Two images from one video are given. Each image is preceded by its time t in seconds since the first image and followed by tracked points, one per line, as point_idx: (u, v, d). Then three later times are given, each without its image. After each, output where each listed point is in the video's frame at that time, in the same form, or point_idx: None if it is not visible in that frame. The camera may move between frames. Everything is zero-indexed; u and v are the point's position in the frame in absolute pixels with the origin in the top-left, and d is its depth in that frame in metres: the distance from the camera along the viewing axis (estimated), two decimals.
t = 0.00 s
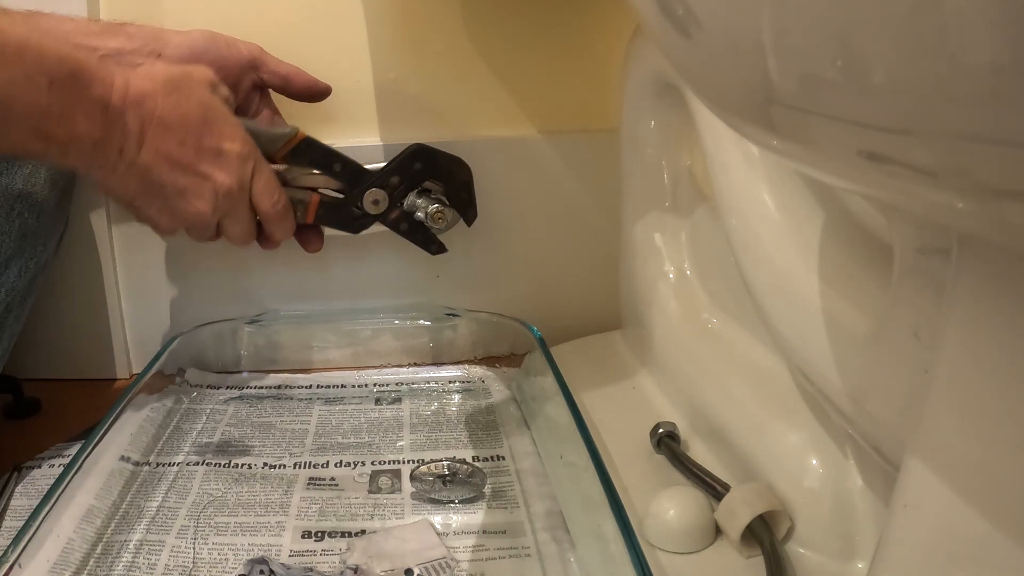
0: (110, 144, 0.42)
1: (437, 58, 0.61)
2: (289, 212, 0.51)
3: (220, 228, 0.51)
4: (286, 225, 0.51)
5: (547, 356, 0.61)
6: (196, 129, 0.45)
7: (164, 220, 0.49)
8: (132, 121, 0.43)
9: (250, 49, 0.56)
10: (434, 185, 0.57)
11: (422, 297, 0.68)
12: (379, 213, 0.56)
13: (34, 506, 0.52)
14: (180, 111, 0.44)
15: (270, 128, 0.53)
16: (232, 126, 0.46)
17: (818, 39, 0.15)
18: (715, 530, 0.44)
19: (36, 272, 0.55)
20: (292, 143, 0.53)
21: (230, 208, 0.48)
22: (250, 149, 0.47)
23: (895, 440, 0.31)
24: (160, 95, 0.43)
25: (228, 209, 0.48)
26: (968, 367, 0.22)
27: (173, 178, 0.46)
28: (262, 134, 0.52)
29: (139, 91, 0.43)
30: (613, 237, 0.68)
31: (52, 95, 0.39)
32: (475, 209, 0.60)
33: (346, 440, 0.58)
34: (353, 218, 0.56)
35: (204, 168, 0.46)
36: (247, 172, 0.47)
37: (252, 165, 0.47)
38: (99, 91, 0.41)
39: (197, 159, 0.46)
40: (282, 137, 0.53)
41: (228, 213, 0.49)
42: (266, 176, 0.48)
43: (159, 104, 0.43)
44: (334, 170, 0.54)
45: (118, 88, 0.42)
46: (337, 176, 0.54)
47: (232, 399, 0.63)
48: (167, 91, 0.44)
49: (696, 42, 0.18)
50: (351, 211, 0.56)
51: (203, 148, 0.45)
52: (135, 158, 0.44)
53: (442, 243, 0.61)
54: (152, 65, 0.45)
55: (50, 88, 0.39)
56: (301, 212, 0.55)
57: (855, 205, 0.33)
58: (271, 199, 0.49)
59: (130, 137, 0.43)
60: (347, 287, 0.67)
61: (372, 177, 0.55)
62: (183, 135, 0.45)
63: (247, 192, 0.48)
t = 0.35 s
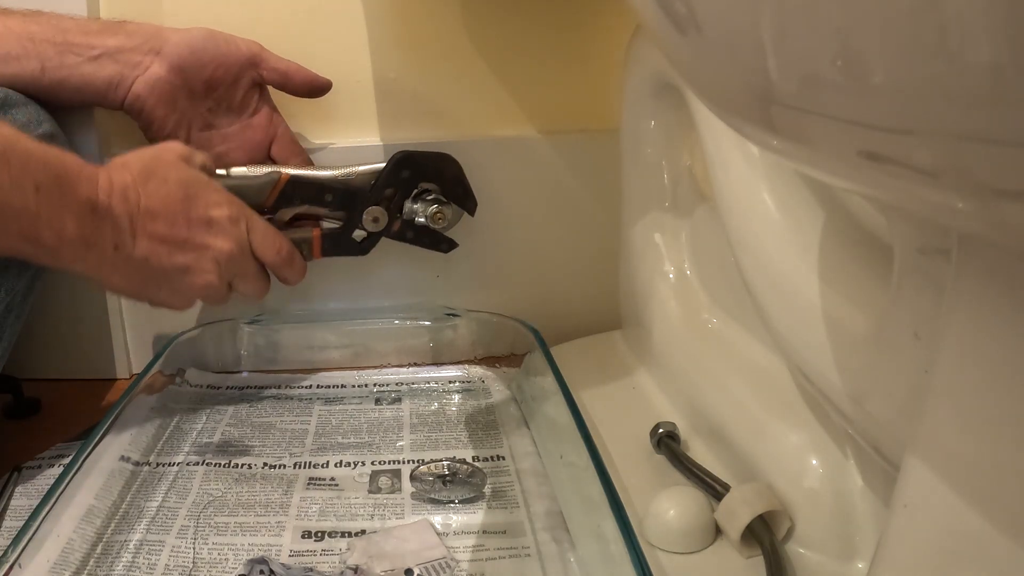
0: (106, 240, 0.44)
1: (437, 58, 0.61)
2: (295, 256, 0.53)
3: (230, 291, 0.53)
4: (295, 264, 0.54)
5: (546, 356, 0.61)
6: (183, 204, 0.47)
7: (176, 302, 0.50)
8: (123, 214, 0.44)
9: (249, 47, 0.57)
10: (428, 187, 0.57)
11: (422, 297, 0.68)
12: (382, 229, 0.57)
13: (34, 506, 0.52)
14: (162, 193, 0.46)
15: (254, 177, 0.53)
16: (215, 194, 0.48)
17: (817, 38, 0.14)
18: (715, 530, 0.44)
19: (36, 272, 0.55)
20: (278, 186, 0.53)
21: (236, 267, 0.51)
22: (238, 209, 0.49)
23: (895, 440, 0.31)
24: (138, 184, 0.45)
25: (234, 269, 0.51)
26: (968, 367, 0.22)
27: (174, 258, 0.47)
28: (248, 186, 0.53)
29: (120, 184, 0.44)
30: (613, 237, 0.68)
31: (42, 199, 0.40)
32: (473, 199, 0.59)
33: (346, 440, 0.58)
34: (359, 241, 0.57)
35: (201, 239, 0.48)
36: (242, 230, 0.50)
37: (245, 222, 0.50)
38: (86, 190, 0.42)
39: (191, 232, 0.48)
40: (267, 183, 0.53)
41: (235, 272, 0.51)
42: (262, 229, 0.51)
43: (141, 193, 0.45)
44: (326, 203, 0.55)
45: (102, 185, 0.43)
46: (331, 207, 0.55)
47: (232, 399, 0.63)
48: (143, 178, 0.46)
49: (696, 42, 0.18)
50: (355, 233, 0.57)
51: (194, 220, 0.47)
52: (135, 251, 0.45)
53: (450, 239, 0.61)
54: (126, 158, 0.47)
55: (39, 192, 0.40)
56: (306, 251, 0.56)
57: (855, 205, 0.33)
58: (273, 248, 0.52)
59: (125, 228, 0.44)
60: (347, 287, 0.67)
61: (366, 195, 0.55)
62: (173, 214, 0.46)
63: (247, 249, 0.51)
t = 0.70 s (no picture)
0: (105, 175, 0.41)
1: (437, 58, 0.61)
2: (290, 238, 0.50)
3: (219, 261, 0.49)
4: (289, 249, 0.50)
5: (546, 356, 0.61)
6: (192, 159, 0.44)
7: (160, 258, 0.47)
8: (129, 155, 0.41)
9: (249, 49, 0.57)
10: (428, 186, 0.58)
11: (422, 297, 0.68)
12: (384, 222, 0.56)
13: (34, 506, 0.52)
14: (176, 141, 0.43)
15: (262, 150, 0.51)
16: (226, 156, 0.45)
17: (817, 39, 0.15)
18: (715, 530, 0.44)
19: (36, 273, 0.55)
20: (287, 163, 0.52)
21: (228, 237, 0.47)
22: (241, 177, 0.47)
23: (895, 440, 0.31)
24: (154, 126, 0.42)
25: (226, 238, 0.47)
26: (968, 368, 0.22)
27: (170, 211, 0.44)
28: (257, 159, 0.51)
29: (133, 124, 0.41)
30: (613, 237, 0.68)
31: (43, 129, 0.38)
32: (474, 199, 0.61)
33: (346, 440, 0.58)
34: (359, 234, 0.56)
35: (201, 197, 0.45)
36: (241, 200, 0.47)
37: (247, 194, 0.47)
38: (94, 122, 0.39)
39: (193, 188, 0.44)
40: (277, 157, 0.52)
41: (228, 242, 0.48)
42: (262, 203, 0.48)
43: (155, 137, 0.42)
44: (332, 183, 0.54)
45: (112, 119, 0.40)
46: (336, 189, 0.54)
47: (232, 399, 0.63)
48: (163, 121, 0.43)
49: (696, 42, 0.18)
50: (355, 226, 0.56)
51: (199, 177, 0.44)
52: (132, 195, 0.42)
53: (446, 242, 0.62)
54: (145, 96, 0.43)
55: (39, 125, 0.38)
56: (305, 239, 0.54)
57: (855, 205, 0.33)
58: (271, 225, 0.49)
59: (127, 168, 0.41)
60: (347, 287, 0.67)
61: (371, 186, 0.55)
62: (181, 166, 0.43)
63: (244, 220, 0.47)
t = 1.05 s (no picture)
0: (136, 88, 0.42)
1: (437, 58, 0.61)
2: (297, 187, 0.53)
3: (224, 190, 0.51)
4: (289, 199, 0.53)
5: (546, 355, 0.61)
6: (225, 92, 0.46)
7: (172, 171, 0.49)
8: (164, 73, 0.43)
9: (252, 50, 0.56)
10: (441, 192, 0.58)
11: (422, 297, 0.68)
12: (384, 209, 0.56)
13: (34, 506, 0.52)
14: (214, 72, 0.45)
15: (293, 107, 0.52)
16: (258, 95, 0.47)
17: (818, 38, 0.14)
18: (715, 530, 0.44)
19: (36, 272, 0.55)
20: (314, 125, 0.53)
21: (241, 174, 0.49)
22: (272, 121, 0.49)
23: (895, 441, 0.31)
24: (196, 53, 0.44)
25: (238, 175, 0.49)
26: (968, 369, 0.22)
27: (192, 134, 0.46)
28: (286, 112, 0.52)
29: (175, 44, 0.43)
30: (613, 237, 0.68)
31: (84, 44, 0.39)
32: (475, 226, 0.60)
33: (346, 440, 0.58)
34: (358, 209, 0.56)
35: (225, 131, 0.47)
36: (264, 142, 0.49)
37: (271, 137, 0.49)
38: (135, 40, 0.41)
39: (220, 121, 0.46)
40: (305, 116, 0.53)
41: (238, 179, 0.50)
42: (283, 150, 0.50)
43: (194, 62, 0.44)
44: (349, 159, 0.54)
45: (154, 40, 0.42)
46: (351, 165, 0.54)
47: (232, 399, 0.63)
48: (204, 50, 0.44)
49: (697, 42, 0.18)
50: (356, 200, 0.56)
51: (227, 112, 0.46)
52: (158, 109, 0.44)
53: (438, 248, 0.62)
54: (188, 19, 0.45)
55: (78, 39, 0.39)
56: (308, 189, 0.54)
57: (855, 205, 0.33)
58: (282, 172, 0.51)
59: (157, 88, 0.43)
60: (347, 287, 0.67)
61: (386, 175, 0.55)
62: (212, 96, 0.45)
63: (261, 162, 0.49)
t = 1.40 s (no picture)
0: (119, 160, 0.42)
1: (437, 57, 0.61)
2: (294, 218, 0.52)
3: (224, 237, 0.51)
4: (290, 230, 0.53)
5: (546, 356, 0.61)
6: (202, 142, 0.46)
7: (174, 237, 0.48)
8: (141, 140, 0.43)
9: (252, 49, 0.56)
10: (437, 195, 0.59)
11: (422, 297, 0.68)
12: (384, 221, 0.56)
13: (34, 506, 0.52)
14: (185, 127, 0.45)
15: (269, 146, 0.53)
16: (235, 138, 0.47)
17: (818, 38, 0.14)
18: (715, 530, 0.44)
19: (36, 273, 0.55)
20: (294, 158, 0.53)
21: (239, 216, 0.49)
22: (255, 159, 0.49)
23: (895, 441, 0.31)
24: (163, 112, 0.44)
25: (236, 218, 0.49)
26: (968, 369, 0.22)
27: (184, 193, 0.46)
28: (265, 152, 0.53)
29: (143, 109, 0.43)
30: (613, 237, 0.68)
31: (62, 122, 0.39)
32: (478, 221, 0.60)
33: (346, 440, 0.58)
34: (359, 226, 0.56)
35: (214, 178, 0.47)
36: (254, 181, 0.49)
37: (259, 174, 0.49)
38: (107, 112, 0.41)
39: (206, 170, 0.46)
40: (282, 153, 0.53)
41: (237, 221, 0.49)
42: (273, 185, 0.50)
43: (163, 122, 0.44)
44: (336, 181, 0.55)
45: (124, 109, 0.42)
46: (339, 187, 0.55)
47: (232, 399, 0.63)
48: (170, 109, 0.44)
49: (696, 42, 0.18)
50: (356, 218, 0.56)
51: (210, 160, 0.46)
52: (144, 177, 0.44)
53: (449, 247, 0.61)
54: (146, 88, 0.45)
55: (58, 116, 0.38)
56: (306, 218, 0.54)
57: (855, 205, 0.33)
58: (278, 206, 0.51)
59: (138, 156, 0.43)
60: (347, 287, 0.67)
61: (376, 188, 0.55)
62: (191, 150, 0.45)
63: (256, 200, 0.49)
